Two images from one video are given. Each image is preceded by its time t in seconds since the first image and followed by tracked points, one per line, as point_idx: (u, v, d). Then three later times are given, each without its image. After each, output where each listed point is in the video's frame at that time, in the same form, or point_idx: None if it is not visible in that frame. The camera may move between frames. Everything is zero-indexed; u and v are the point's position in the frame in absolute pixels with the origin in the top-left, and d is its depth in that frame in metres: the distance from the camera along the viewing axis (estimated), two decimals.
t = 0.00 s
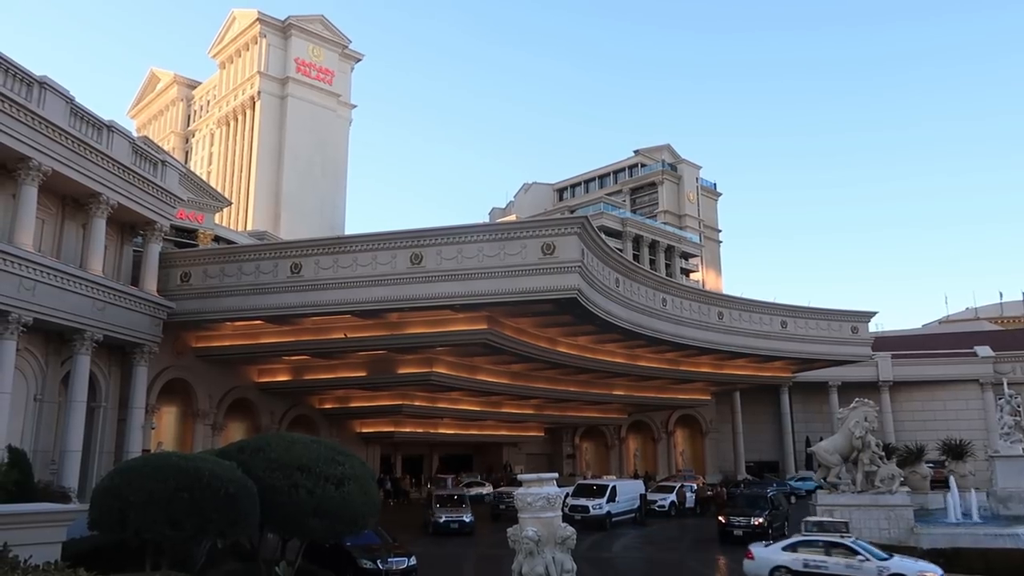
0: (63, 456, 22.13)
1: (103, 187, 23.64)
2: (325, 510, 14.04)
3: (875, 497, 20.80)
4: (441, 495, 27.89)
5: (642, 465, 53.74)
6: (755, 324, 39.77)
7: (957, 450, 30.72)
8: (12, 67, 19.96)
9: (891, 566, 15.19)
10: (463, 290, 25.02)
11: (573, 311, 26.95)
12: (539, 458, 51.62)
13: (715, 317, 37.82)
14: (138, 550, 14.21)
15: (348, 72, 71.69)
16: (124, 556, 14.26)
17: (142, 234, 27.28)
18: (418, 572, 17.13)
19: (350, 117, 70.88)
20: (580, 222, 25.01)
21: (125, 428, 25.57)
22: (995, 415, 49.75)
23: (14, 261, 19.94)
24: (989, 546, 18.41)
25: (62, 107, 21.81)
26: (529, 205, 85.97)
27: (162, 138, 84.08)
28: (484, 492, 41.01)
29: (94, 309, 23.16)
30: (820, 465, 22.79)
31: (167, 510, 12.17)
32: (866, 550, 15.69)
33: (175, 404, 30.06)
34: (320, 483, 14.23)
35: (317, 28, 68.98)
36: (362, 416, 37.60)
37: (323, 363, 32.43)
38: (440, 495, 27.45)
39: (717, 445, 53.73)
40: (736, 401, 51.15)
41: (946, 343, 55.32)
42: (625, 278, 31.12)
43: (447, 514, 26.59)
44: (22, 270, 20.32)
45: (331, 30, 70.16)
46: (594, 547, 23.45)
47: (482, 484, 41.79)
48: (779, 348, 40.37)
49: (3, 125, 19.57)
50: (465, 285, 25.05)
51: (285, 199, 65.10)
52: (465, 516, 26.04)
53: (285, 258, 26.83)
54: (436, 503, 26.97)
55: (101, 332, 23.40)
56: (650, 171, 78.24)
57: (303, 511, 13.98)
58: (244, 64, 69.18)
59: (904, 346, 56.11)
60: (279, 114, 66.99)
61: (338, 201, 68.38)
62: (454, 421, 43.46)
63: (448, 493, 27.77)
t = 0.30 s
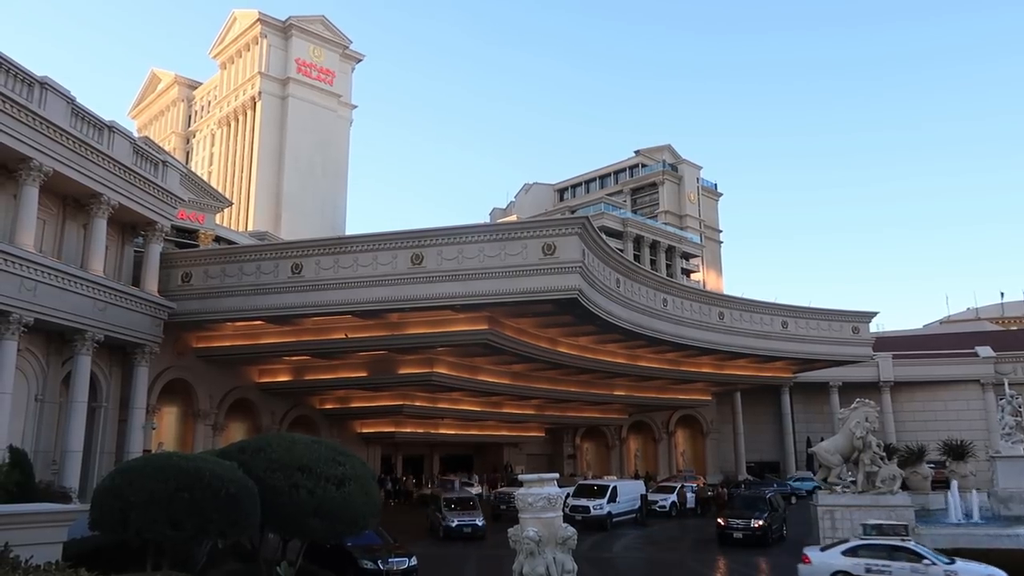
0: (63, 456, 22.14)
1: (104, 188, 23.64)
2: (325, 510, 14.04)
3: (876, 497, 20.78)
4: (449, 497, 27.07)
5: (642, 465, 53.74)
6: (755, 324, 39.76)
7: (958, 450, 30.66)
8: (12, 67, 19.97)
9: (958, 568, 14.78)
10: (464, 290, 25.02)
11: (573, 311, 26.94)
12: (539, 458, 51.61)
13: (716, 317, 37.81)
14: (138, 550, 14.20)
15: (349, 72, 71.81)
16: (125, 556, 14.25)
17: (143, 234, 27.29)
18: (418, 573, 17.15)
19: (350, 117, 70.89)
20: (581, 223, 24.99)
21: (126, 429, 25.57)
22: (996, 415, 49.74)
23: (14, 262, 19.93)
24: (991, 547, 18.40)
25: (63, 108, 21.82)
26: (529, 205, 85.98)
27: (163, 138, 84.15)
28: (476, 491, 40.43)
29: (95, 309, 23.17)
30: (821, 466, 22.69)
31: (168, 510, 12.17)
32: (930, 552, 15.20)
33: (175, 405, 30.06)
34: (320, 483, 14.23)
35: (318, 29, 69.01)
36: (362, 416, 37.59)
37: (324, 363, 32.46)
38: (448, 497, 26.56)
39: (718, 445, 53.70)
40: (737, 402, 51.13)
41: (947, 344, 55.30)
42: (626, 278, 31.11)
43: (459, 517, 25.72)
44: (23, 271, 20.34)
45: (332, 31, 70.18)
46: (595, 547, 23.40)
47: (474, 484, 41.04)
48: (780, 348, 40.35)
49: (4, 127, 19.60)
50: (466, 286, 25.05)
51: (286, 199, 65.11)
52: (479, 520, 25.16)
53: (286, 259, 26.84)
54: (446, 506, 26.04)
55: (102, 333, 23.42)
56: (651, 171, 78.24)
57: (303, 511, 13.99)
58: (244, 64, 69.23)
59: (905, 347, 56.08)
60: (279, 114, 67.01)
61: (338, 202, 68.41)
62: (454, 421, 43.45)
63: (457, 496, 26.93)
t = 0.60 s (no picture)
0: (65, 456, 22.16)
1: (105, 188, 23.67)
2: (327, 510, 14.04)
3: (878, 498, 20.73)
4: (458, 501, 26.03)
5: (644, 465, 53.73)
6: (757, 325, 39.73)
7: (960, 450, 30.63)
8: (15, 68, 20.03)
9: None
10: (466, 290, 25.03)
11: (574, 311, 26.93)
12: (541, 458, 51.64)
13: (717, 317, 37.79)
14: (139, 551, 14.20)
15: (349, 72, 71.89)
16: (126, 556, 14.25)
17: (145, 234, 27.31)
18: (420, 573, 17.15)
19: (351, 117, 70.92)
20: (582, 223, 25.00)
21: (127, 429, 25.58)
22: (998, 415, 49.68)
23: (16, 262, 19.96)
24: (993, 548, 18.37)
25: (65, 109, 21.85)
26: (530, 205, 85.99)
27: (164, 138, 84.26)
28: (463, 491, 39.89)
29: (97, 309, 23.18)
30: (822, 466, 22.84)
31: (169, 510, 12.17)
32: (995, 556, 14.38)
33: (177, 405, 30.07)
34: (322, 483, 14.23)
35: (319, 29, 68.96)
36: (364, 416, 37.60)
37: (325, 363, 32.46)
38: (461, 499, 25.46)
39: (719, 445, 53.67)
40: (738, 402, 51.11)
41: (949, 344, 55.26)
42: (627, 278, 31.10)
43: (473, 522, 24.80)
44: (25, 271, 20.35)
45: (333, 31, 70.15)
46: (596, 548, 23.42)
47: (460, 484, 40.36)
48: (781, 348, 40.32)
49: (5, 127, 19.61)
50: (467, 285, 25.06)
51: (287, 199, 65.14)
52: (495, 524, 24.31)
53: (287, 259, 26.86)
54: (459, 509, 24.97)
55: (103, 333, 23.44)
56: (652, 171, 78.24)
57: (304, 511, 13.99)
58: (245, 64, 69.29)
59: (906, 347, 56.04)
60: (280, 114, 67.06)
61: (340, 202, 68.45)
62: (456, 421, 43.43)
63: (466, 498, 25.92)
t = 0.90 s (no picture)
0: (70, 457, 22.23)
1: (110, 189, 23.74)
2: (331, 511, 14.06)
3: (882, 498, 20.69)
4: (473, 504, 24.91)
5: (648, 466, 53.67)
6: (761, 325, 39.69)
7: (965, 450, 30.52)
8: (19, 69, 20.08)
9: None
10: (469, 290, 25.03)
11: (578, 312, 26.93)
12: (545, 459, 51.70)
13: (721, 317, 37.74)
14: (144, 551, 14.22)
15: (353, 73, 71.90)
16: (130, 556, 14.28)
17: (149, 235, 27.37)
18: (424, 573, 17.15)
19: (355, 118, 71.01)
20: (586, 223, 25.00)
21: (131, 429, 25.62)
22: (1003, 415, 49.55)
23: (21, 263, 20.00)
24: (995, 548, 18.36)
25: (70, 110, 21.93)
26: (533, 206, 86.03)
27: (168, 139, 84.47)
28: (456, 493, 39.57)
29: (101, 309, 23.25)
30: (825, 467, 22.45)
31: (174, 511, 12.18)
32: None
33: (182, 405, 30.14)
34: (326, 484, 14.25)
35: (322, 29, 68.97)
36: (368, 416, 37.65)
37: (330, 363, 32.50)
38: (480, 503, 24.31)
39: (723, 445, 53.62)
40: (742, 402, 51.06)
41: (953, 343, 55.12)
42: (631, 278, 31.07)
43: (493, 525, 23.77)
44: (29, 271, 20.37)
45: (336, 31, 70.19)
46: (599, 548, 23.39)
47: (455, 485, 40.06)
48: (785, 348, 40.28)
49: (11, 128, 19.69)
50: (471, 286, 25.07)
51: (291, 200, 65.24)
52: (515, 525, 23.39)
53: (291, 259, 26.89)
54: (479, 512, 23.84)
55: (108, 333, 23.49)
56: (655, 171, 78.19)
57: (309, 511, 14.00)
58: (249, 65, 69.39)
59: (911, 347, 55.92)
60: (284, 115, 67.16)
61: (344, 202, 68.49)
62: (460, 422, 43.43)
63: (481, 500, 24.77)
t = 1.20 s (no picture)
0: (72, 457, 22.26)
1: (111, 190, 23.76)
2: (332, 511, 14.07)
3: (884, 498, 20.67)
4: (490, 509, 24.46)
5: (649, 466, 53.66)
6: (762, 325, 39.67)
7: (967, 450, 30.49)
8: (21, 70, 20.10)
9: None
10: (470, 291, 25.04)
11: (580, 312, 26.94)
12: (546, 459, 51.71)
13: (722, 317, 37.73)
14: (146, 552, 14.23)
15: (354, 73, 71.82)
16: (132, 557, 14.28)
17: (150, 236, 27.37)
18: (425, 573, 17.16)
19: (356, 118, 71.06)
20: (587, 223, 24.98)
21: (133, 430, 25.63)
22: (1005, 415, 49.51)
23: (23, 264, 20.02)
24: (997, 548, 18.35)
25: (71, 110, 21.95)
26: (534, 206, 86.04)
27: (169, 140, 84.50)
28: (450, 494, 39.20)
29: (102, 310, 23.25)
30: (827, 467, 22.35)
31: (175, 511, 12.17)
32: None
33: (183, 406, 30.16)
34: (327, 484, 14.26)
35: (323, 30, 68.98)
36: (369, 417, 37.65)
37: (330, 364, 32.52)
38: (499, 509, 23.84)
39: (725, 446, 53.60)
40: (744, 402, 51.05)
41: (955, 343, 55.07)
42: (631, 278, 31.06)
43: (509, 532, 23.47)
44: (31, 272, 20.40)
45: (337, 32, 70.22)
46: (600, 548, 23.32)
47: (451, 486, 39.73)
48: (786, 348, 40.26)
49: (12, 129, 19.72)
50: (472, 286, 25.07)
51: (292, 200, 65.28)
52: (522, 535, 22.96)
53: (293, 260, 26.91)
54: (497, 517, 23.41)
55: (110, 334, 23.51)
56: (656, 171, 78.18)
57: (310, 512, 14.00)
58: (250, 66, 69.40)
59: (913, 347, 55.87)
60: (286, 115, 67.20)
61: (345, 203, 68.51)
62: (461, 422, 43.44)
63: (497, 504, 24.37)
